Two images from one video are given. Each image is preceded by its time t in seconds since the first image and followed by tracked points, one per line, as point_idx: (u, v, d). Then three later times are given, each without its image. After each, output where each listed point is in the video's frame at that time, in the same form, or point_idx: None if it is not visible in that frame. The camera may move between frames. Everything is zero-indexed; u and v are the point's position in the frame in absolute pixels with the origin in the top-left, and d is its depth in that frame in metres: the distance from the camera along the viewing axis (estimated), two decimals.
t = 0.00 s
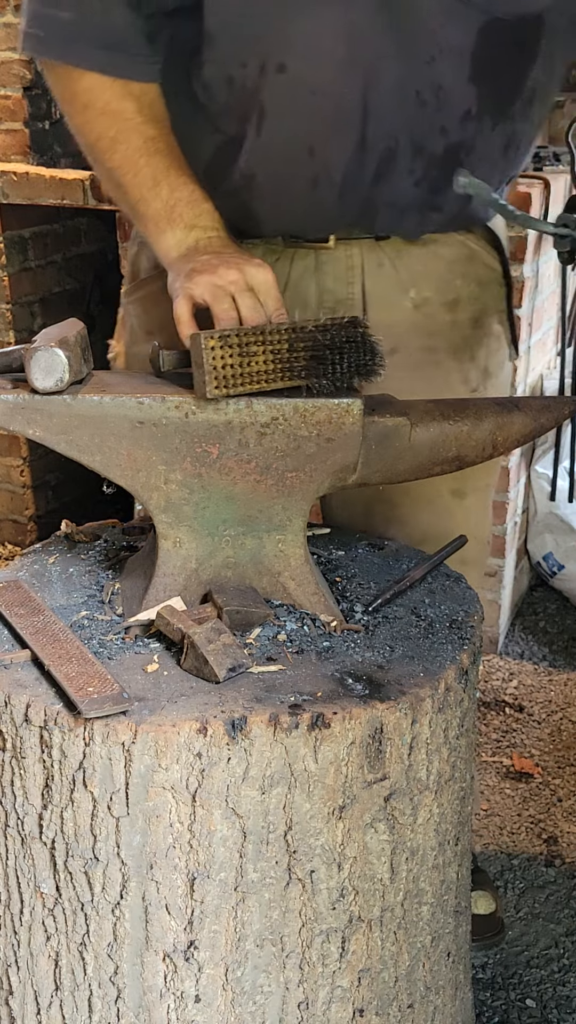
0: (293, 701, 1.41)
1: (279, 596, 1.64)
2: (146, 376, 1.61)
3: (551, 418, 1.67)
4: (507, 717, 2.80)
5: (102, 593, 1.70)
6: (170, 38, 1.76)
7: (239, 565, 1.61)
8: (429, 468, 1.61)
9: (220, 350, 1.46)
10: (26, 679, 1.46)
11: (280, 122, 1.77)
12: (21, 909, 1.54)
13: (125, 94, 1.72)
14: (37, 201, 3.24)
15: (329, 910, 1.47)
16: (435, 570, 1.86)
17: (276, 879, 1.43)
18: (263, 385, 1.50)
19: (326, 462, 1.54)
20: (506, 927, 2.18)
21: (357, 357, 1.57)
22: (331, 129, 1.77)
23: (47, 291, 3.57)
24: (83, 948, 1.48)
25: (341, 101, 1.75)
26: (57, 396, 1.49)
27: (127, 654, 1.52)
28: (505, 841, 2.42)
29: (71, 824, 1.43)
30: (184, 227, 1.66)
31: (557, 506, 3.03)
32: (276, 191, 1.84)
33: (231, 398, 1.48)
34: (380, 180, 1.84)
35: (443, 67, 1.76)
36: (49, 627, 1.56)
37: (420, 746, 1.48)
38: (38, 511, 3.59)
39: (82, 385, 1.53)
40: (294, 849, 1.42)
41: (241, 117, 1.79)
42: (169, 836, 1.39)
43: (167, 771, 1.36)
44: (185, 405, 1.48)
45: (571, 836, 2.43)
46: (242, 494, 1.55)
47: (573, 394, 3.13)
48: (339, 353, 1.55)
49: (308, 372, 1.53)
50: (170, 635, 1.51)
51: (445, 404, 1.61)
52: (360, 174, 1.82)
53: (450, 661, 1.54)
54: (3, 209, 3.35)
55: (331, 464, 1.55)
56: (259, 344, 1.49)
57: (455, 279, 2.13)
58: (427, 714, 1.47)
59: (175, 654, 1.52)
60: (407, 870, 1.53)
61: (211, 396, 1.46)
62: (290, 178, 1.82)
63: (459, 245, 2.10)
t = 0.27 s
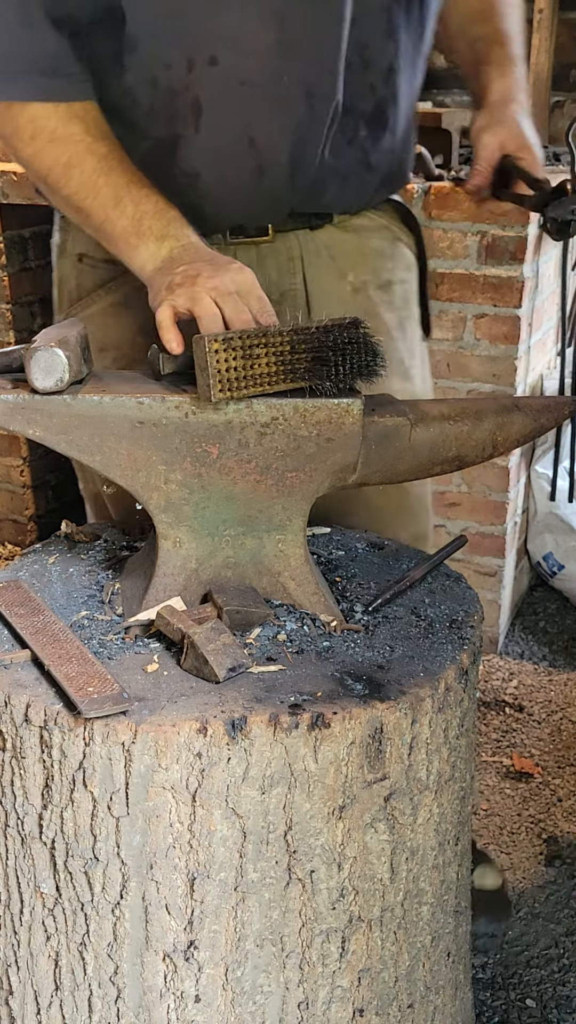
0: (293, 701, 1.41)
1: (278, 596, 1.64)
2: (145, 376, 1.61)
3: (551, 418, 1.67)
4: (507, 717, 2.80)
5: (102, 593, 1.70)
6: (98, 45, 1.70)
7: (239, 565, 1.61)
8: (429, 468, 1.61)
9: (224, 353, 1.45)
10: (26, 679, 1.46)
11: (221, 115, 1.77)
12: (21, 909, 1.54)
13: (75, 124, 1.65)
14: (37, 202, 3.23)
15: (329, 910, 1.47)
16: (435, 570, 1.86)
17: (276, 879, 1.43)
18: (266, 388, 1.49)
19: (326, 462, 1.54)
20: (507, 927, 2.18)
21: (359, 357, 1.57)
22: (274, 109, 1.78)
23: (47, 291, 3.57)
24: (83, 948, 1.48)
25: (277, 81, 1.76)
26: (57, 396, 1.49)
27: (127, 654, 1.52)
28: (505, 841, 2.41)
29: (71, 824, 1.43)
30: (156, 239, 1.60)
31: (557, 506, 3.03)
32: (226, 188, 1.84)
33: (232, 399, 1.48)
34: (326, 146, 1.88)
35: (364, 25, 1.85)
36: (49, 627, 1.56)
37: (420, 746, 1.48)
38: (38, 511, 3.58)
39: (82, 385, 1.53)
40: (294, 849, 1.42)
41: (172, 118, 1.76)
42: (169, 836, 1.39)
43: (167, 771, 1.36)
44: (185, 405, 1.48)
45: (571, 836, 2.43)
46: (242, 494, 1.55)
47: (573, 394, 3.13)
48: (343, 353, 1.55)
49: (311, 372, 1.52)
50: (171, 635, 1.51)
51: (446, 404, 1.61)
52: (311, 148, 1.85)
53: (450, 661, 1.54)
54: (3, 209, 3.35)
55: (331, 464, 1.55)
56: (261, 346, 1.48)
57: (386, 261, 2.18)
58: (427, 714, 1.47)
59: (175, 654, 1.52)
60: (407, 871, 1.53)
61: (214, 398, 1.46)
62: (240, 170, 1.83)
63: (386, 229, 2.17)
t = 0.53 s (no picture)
0: (293, 701, 1.41)
1: (278, 596, 1.64)
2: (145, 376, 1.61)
3: (551, 418, 1.67)
4: (507, 717, 2.80)
5: (102, 593, 1.70)
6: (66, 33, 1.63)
7: (239, 565, 1.61)
8: (429, 468, 1.61)
9: (224, 353, 1.45)
10: (26, 679, 1.46)
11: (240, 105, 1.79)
12: (21, 909, 1.54)
13: (24, 90, 1.54)
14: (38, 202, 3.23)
15: (329, 910, 1.47)
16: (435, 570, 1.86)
17: (276, 879, 1.43)
18: (266, 387, 1.50)
19: (326, 462, 1.54)
20: (506, 927, 2.18)
21: (359, 357, 1.58)
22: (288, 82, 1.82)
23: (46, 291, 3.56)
24: (83, 948, 1.48)
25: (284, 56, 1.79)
26: (57, 396, 1.49)
27: (127, 654, 1.52)
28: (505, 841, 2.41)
29: (71, 824, 1.43)
30: (108, 184, 1.53)
31: (557, 506, 3.02)
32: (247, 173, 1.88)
33: (232, 399, 1.48)
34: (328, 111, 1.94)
35: None
36: (49, 627, 1.56)
37: (420, 746, 1.48)
38: (38, 511, 3.58)
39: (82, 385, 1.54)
40: (294, 849, 1.42)
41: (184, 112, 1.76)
42: (170, 836, 1.39)
43: (167, 771, 1.36)
44: (185, 405, 1.48)
45: (571, 837, 2.43)
46: (242, 494, 1.55)
47: (573, 394, 3.13)
48: (342, 353, 1.56)
49: (311, 372, 1.53)
50: (171, 635, 1.51)
51: (446, 404, 1.61)
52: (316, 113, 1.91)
53: (450, 661, 1.54)
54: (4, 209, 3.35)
55: (331, 463, 1.55)
56: (261, 346, 1.49)
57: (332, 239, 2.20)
58: (427, 714, 1.47)
59: (175, 654, 1.52)
60: (407, 870, 1.53)
61: (214, 398, 1.46)
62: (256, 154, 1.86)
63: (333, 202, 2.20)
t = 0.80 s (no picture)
0: (293, 702, 1.41)
1: (278, 596, 1.64)
2: (145, 376, 1.61)
3: (551, 419, 1.66)
4: (507, 717, 2.80)
5: (102, 593, 1.70)
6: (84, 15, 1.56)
7: (239, 565, 1.61)
8: (429, 468, 1.61)
9: (224, 353, 1.45)
10: (26, 679, 1.46)
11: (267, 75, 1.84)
12: (21, 909, 1.54)
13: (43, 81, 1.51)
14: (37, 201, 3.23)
15: (329, 910, 1.47)
16: (435, 570, 1.86)
17: (276, 879, 1.43)
18: (266, 387, 1.50)
19: (326, 462, 1.55)
20: (506, 927, 2.18)
21: (359, 357, 1.57)
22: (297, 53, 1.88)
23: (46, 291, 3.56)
24: (83, 948, 1.48)
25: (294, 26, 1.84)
26: (57, 396, 1.49)
27: (127, 654, 1.52)
28: (505, 841, 2.42)
29: (71, 824, 1.43)
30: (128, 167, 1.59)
31: (557, 506, 3.02)
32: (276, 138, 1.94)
33: (233, 399, 1.48)
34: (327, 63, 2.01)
35: None
36: (49, 627, 1.56)
37: (420, 746, 1.48)
38: (38, 511, 3.58)
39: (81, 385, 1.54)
40: (294, 849, 1.42)
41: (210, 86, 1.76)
42: (169, 836, 1.39)
43: (167, 771, 1.36)
44: (185, 405, 1.48)
45: (570, 837, 2.43)
46: (242, 494, 1.55)
47: (573, 394, 3.12)
48: (342, 353, 1.55)
49: (311, 372, 1.53)
50: (170, 635, 1.51)
51: (446, 404, 1.61)
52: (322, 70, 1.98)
53: (450, 661, 1.54)
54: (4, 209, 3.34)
55: (331, 464, 1.55)
56: (261, 346, 1.49)
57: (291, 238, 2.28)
58: (427, 714, 1.47)
59: (175, 654, 1.52)
60: (407, 870, 1.53)
61: (214, 398, 1.46)
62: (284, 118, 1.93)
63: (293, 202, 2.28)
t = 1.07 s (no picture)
0: (293, 701, 1.41)
1: (279, 596, 1.64)
2: (145, 376, 1.61)
3: (551, 419, 1.66)
4: (507, 717, 2.80)
5: (102, 593, 1.70)
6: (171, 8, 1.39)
7: (239, 565, 1.61)
8: (430, 468, 1.61)
9: (224, 353, 1.46)
10: (26, 679, 1.46)
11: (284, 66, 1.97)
12: (21, 909, 1.54)
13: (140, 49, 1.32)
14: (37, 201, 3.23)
15: (328, 910, 1.47)
16: (435, 570, 1.86)
17: (276, 879, 1.43)
18: (266, 387, 1.50)
19: (326, 462, 1.55)
20: (506, 927, 2.18)
21: (359, 357, 1.57)
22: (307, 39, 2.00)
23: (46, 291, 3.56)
24: (83, 948, 1.48)
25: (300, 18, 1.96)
26: (57, 396, 1.49)
27: (127, 654, 1.52)
28: (505, 841, 2.41)
29: (71, 824, 1.43)
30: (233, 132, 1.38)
31: (557, 506, 3.02)
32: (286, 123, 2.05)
33: (233, 399, 1.48)
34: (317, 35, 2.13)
35: None
36: (49, 627, 1.56)
37: (420, 746, 1.48)
38: (38, 511, 3.58)
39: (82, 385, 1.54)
40: (294, 849, 1.42)
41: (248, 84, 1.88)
42: (169, 836, 1.39)
43: (167, 771, 1.36)
44: (185, 405, 1.49)
45: (570, 836, 2.43)
46: (242, 494, 1.55)
47: (573, 394, 3.12)
48: (342, 353, 1.55)
49: (311, 372, 1.53)
50: (171, 635, 1.51)
51: (446, 405, 1.61)
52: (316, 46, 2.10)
53: (450, 661, 1.54)
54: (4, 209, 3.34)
55: (331, 464, 1.55)
56: (261, 346, 1.49)
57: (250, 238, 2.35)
58: (427, 714, 1.47)
59: (175, 654, 1.52)
60: (407, 870, 1.53)
61: (214, 398, 1.46)
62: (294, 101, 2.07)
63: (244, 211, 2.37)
